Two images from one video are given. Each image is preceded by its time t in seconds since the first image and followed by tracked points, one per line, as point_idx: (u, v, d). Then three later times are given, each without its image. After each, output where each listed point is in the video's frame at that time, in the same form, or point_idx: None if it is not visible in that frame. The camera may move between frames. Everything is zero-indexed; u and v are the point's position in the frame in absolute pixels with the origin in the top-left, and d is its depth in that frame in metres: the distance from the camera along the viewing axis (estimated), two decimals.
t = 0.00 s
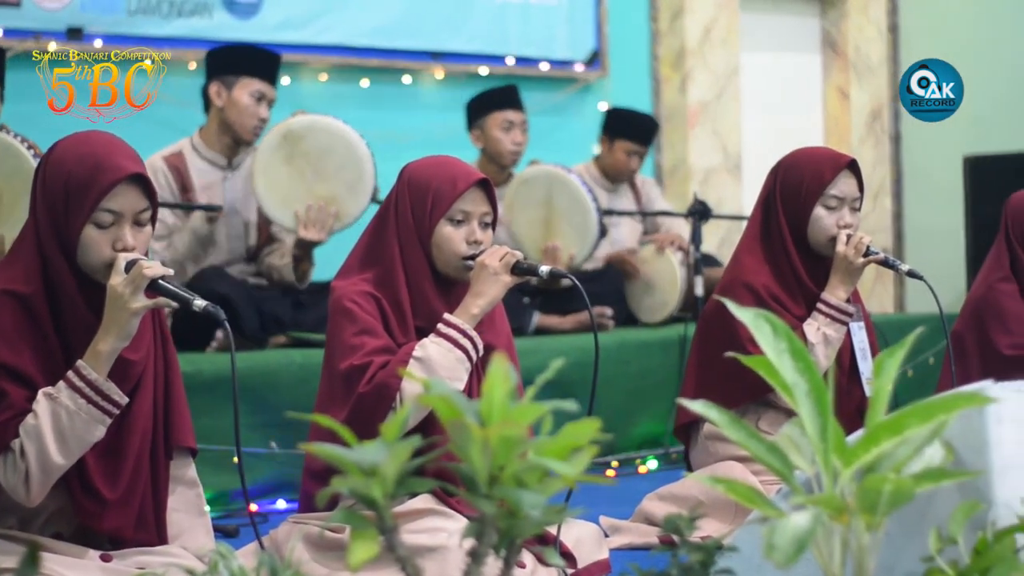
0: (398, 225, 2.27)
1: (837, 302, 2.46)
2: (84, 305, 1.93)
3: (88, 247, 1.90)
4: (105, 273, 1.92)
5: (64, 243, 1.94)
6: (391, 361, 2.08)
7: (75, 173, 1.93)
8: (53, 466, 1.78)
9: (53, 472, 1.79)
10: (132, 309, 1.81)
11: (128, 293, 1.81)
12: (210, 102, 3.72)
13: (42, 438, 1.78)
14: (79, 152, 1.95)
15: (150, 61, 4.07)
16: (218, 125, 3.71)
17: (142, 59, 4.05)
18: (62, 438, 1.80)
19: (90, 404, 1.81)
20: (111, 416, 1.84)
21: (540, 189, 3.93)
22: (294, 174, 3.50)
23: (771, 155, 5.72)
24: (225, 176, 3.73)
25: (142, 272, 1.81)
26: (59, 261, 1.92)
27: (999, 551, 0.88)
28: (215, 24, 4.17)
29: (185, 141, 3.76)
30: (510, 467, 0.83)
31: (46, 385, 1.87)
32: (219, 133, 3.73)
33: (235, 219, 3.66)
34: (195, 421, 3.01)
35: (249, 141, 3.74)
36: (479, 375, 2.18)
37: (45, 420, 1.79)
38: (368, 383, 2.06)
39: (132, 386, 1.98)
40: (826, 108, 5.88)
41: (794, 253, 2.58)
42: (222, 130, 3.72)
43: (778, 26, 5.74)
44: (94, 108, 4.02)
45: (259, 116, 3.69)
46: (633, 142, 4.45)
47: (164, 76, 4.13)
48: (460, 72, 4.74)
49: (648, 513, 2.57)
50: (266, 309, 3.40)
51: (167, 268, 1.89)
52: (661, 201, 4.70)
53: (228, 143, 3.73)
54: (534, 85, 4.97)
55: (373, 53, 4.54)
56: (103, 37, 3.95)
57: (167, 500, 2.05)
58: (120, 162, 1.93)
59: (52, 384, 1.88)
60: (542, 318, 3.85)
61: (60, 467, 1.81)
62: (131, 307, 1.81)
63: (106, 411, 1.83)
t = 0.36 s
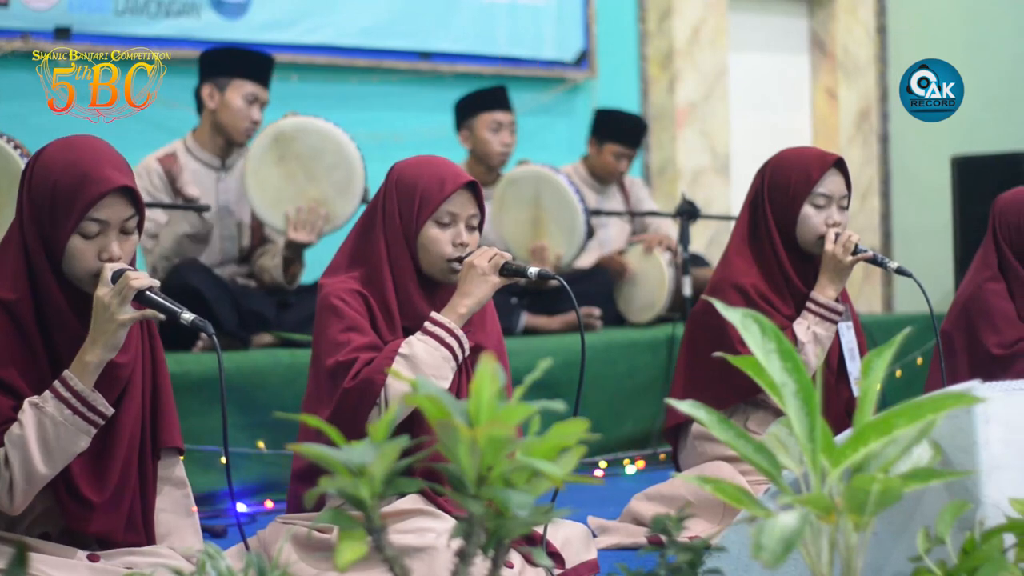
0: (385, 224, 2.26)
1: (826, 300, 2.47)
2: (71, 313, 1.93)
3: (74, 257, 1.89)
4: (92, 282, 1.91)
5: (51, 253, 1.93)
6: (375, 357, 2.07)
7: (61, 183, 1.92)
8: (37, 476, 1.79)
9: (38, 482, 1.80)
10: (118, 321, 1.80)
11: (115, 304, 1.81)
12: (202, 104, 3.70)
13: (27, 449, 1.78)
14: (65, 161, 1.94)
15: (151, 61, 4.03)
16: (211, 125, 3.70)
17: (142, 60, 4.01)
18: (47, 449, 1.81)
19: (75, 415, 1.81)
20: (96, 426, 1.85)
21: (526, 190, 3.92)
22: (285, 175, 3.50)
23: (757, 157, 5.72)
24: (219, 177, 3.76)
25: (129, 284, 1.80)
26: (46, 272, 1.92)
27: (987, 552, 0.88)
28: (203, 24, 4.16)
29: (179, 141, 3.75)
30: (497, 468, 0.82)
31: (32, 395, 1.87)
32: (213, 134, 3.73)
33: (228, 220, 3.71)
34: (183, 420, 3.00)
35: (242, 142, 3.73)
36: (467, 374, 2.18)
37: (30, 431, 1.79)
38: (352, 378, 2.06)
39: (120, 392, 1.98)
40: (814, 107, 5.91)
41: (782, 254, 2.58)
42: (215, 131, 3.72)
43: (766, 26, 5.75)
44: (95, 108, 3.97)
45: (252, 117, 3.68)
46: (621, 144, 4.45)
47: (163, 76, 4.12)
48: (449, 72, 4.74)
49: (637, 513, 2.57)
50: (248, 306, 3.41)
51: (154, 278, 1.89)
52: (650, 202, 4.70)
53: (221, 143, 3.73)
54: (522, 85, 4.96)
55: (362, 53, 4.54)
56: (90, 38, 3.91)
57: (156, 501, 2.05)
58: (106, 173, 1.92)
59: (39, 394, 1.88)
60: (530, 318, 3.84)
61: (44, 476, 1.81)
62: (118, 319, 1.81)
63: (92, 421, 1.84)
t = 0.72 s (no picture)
0: (376, 224, 2.26)
1: (819, 304, 2.47)
2: (59, 314, 1.93)
3: (60, 258, 1.89)
4: (79, 283, 1.91)
5: (38, 254, 1.92)
6: (369, 360, 2.07)
7: (47, 184, 1.91)
8: (29, 478, 1.79)
9: (30, 484, 1.80)
10: (106, 322, 1.80)
11: (103, 306, 1.80)
12: (195, 104, 3.70)
13: (18, 452, 1.78)
14: (52, 161, 1.94)
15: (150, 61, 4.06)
16: (204, 125, 3.69)
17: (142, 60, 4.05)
18: (39, 451, 1.81)
19: (66, 417, 1.81)
20: (87, 427, 1.85)
21: (517, 189, 3.92)
22: (275, 173, 3.48)
23: (749, 157, 5.73)
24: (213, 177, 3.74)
25: (117, 284, 1.80)
26: (32, 272, 1.91)
27: (978, 552, 0.88)
28: (195, 23, 4.14)
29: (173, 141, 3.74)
30: (489, 467, 0.82)
31: (21, 398, 1.87)
32: (206, 133, 3.71)
33: (222, 220, 3.68)
34: (174, 420, 3.00)
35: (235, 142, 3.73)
36: (459, 374, 2.18)
37: (21, 434, 1.79)
38: (347, 382, 2.05)
39: (108, 392, 1.98)
40: (806, 108, 5.90)
41: (776, 254, 2.59)
42: (208, 130, 3.71)
43: (758, 26, 5.76)
44: (94, 108, 4.02)
45: (245, 117, 3.68)
46: (613, 143, 4.45)
47: (163, 76, 4.14)
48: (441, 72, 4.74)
49: (628, 513, 2.57)
50: (239, 309, 3.40)
51: (141, 278, 1.88)
52: (642, 202, 4.70)
53: (214, 143, 3.71)
54: (513, 85, 4.96)
55: (354, 53, 4.53)
56: (83, 38, 3.91)
57: (147, 501, 2.04)
58: (93, 173, 1.91)
59: (28, 397, 1.88)
60: (522, 318, 3.84)
61: (35, 478, 1.81)
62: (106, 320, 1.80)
63: (83, 422, 1.83)
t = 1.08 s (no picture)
0: (365, 224, 2.26)
1: (808, 304, 2.48)
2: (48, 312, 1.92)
3: (49, 254, 1.88)
4: (68, 280, 1.90)
5: (25, 251, 1.92)
6: (358, 360, 2.07)
7: (35, 180, 1.90)
8: (19, 474, 1.79)
9: (20, 481, 1.80)
10: (95, 318, 1.80)
11: (91, 301, 1.81)
12: (183, 104, 3.68)
13: (9, 447, 1.78)
14: (39, 157, 1.93)
15: (150, 61, 4.08)
16: (192, 125, 3.67)
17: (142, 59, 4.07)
18: (29, 448, 1.80)
19: (56, 413, 1.81)
20: (78, 424, 1.85)
21: (507, 189, 3.92)
22: (262, 173, 3.48)
23: (738, 157, 5.74)
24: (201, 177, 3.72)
25: (105, 279, 1.80)
26: (20, 269, 1.91)
27: (966, 551, 0.88)
28: (184, 23, 4.13)
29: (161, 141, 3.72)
30: (479, 467, 0.82)
31: (11, 395, 1.87)
32: (194, 134, 3.69)
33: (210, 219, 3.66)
34: (163, 420, 2.99)
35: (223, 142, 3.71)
36: (448, 374, 2.17)
37: (11, 429, 1.79)
38: (336, 382, 2.05)
39: (99, 390, 1.97)
40: (795, 109, 5.91)
41: (766, 254, 2.59)
42: (196, 131, 3.69)
43: (747, 26, 5.76)
44: (94, 108, 4.05)
45: (233, 116, 3.67)
46: (602, 144, 4.45)
47: (164, 76, 4.14)
48: (430, 72, 4.74)
49: (618, 513, 2.57)
50: (228, 309, 3.40)
51: (130, 273, 1.88)
52: (631, 201, 4.70)
53: (202, 143, 3.69)
54: (502, 85, 4.96)
55: (343, 52, 4.52)
56: (71, 37, 3.92)
57: (137, 500, 2.03)
58: (80, 169, 1.90)
59: (18, 394, 1.88)
60: (511, 317, 3.84)
61: (26, 475, 1.81)
62: (95, 316, 1.81)
63: (73, 419, 1.84)
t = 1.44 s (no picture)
0: (355, 225, 2.26)
1: (797, 305, 2.49)
2: (40, 313, 1.92)
3: (40, 255, 1.88)
4: (59, 280, 1.89)
5: (16, 250, 1.91)
6: (348, 361, 2.07)
7: (27, 180, 1.89)
8: (10, 475, 1.81)
9: (11, 481, 1.81)
10: (85, 318, 1.80)
11: (81, 301, 1.80)
12: (172, 105, 3.68)
13: None
14: (31, 157, 1.92)
15: (150, 61, 4.08)
16: (181, 125, 3.66)
17: (141, 59, 4.07)
18: (20, 448, 1.82)
19: (47, 413, 1.83)
20: (68, 423, 1.86)
21: (498, 189, 3.93)
22: (253, 174, 3.47)
23: (727, 158, 5.75)
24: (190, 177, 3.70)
25: (95, 279, 1.79)
26: (12, 270, 1.90)
27: (955, 551, 0.88)
28: (173, 23, 4.12)
29: (150, 142, 3.71)
30: (468, 466, 0.82)
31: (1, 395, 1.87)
32: (183, 134, 3.68)
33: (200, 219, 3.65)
34: (153, 420, 2.98)
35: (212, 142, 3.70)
36: (437, 374, 2.17)
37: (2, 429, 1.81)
38: (325, 383, 2.05)
39: (88, 389, 1.96)
40: (784, 109, 5.92)
41: (756, 255, 2.60)
42: (185, 131, 3.68)
43: (735, 26, 5.77)
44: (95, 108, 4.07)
45: (221, 116, 3.65)
46: (591, 146, 4.45)
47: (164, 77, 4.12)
48: (419, 72, 4.73)
49: (607, 512, 2.57)
50: (219, 310, 3.39)
51: (122, 273, 1.88)
52: (620, 202, 4.71)
53: (192, 143, 3.68)
54: (491, 85, 4.96)
55: (333, 53, 4.52)
56: (62, 38, 3.90)
57: (126, 501, 2.03)
58: (72, 169, 1.90)
59: (8, 394, 1.88)
60: (500, 317, 3.84)
61: (16, 475, 1.82)
62: (86, 316, 1.80)
63: (64, 418, 1.84)
